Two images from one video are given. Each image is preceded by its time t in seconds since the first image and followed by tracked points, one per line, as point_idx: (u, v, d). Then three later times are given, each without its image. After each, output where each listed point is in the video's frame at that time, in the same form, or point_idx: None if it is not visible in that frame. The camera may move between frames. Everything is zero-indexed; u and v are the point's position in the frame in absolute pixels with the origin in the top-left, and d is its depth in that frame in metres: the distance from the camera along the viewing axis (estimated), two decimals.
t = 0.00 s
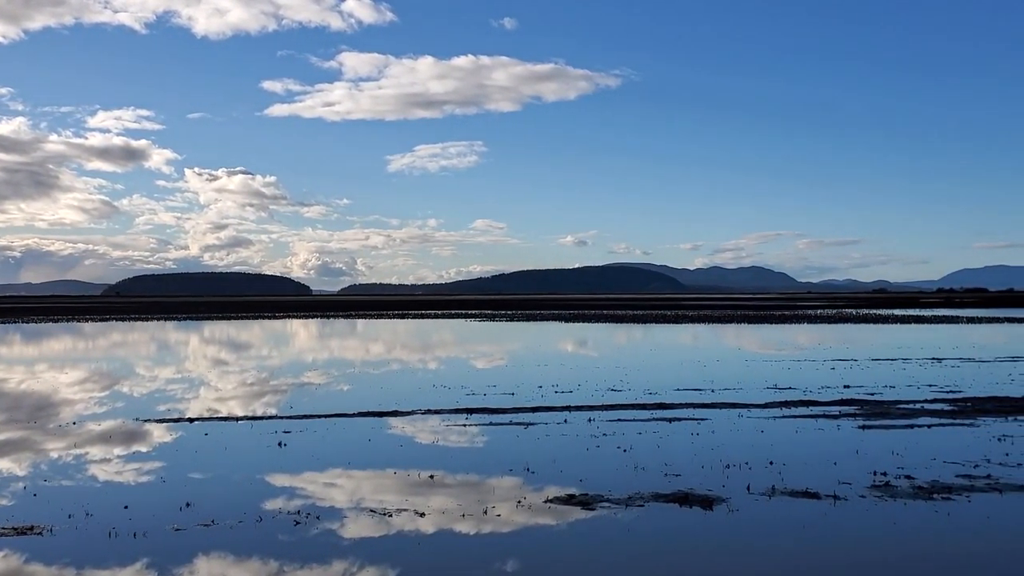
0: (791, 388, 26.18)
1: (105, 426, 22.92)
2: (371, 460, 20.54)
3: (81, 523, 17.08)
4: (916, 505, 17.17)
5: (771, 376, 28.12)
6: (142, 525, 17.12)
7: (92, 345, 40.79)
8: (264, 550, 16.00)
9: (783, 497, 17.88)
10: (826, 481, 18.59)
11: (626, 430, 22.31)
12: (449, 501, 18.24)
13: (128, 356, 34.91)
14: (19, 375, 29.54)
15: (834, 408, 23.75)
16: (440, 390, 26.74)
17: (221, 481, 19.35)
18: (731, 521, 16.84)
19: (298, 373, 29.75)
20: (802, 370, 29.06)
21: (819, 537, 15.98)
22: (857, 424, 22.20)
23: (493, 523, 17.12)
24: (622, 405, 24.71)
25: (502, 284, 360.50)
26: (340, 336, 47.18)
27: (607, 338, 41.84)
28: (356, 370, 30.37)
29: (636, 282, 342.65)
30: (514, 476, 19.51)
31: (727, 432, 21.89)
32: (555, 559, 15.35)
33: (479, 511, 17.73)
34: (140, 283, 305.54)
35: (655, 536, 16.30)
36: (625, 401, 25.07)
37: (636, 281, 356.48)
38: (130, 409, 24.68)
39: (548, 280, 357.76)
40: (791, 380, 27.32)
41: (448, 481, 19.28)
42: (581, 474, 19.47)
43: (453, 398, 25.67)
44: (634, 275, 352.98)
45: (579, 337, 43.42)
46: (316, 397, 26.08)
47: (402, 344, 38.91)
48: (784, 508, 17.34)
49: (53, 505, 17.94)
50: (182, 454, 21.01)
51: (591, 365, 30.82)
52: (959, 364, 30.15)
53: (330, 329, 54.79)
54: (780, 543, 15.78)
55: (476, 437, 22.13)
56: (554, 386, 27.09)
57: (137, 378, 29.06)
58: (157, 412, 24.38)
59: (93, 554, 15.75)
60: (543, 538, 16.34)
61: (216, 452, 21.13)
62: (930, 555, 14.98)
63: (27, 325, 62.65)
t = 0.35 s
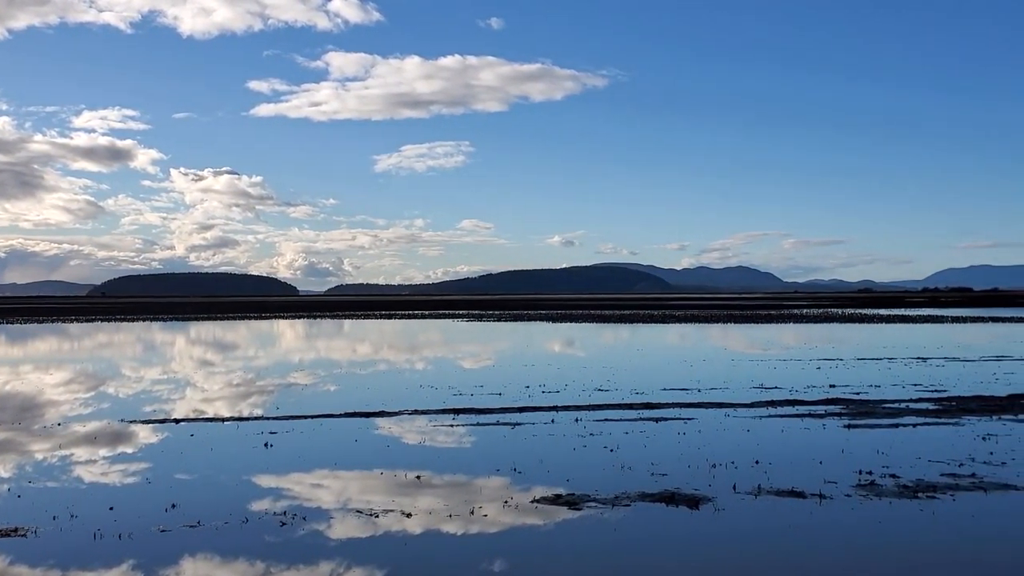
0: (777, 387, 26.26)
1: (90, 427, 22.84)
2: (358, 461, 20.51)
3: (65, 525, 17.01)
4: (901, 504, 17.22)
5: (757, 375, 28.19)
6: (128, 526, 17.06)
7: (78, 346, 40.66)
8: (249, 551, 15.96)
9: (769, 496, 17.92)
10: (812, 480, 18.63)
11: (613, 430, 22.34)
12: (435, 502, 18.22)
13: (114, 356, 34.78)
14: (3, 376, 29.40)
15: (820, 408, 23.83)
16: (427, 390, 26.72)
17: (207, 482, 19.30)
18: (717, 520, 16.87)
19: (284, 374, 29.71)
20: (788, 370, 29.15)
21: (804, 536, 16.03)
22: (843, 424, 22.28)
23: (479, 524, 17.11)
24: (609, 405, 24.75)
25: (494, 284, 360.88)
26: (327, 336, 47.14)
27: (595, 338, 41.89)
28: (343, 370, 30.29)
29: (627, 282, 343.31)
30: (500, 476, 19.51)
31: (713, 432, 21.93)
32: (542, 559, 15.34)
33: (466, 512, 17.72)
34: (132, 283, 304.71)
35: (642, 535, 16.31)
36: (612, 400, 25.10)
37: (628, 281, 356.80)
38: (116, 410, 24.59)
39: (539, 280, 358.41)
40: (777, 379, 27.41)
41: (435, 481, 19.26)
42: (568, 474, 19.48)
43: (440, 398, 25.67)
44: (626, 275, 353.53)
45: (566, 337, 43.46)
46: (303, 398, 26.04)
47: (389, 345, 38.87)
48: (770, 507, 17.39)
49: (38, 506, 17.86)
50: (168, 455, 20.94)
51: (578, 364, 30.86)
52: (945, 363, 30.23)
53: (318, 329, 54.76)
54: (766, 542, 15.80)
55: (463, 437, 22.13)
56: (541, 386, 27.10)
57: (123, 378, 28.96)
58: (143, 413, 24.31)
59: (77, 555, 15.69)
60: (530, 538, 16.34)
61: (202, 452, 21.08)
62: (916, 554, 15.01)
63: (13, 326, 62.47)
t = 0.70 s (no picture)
0: (764, 387, 26.32)
1: (77, 429, 22.74)
2: (346, 461, 20.48)
3: (51, 527, 16.93)
4: (887, 503, 17.26)
5: (744, 375, 28.26)
6: (114, 527, 16.99)
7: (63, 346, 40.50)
8: (236, 552, 15.90)
9: (756, 495, 17.95)
10: (798, 479, 18.66)
11: (600, 430, 22.36)
12: (423, 502, 18.21)
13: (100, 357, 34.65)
14: None
15: (807, 407, 23.90)
16: (414, 391, 26.70)
17: (194, 483, 19.24)
18: (704, 520, 16.88)
19: (271, 374, 29.65)
20: (775, 369, 29.24)
21: (792, 535, 16.04)
22: (829, 423, 22.34)
23: (467, 524, 17.09)
24: (596, 404, 24.77)
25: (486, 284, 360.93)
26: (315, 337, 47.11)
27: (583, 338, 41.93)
28: (330, 371, 30.26)
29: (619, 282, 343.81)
30: (488, 476, 19.50)
31: (700, 431, 21.96)
32: (530, 559, 15.33)
33: (454, 512, 17.71)
34: (122, 284, 303.52)
35: (629, 535, 16.32)
36: (599, 400, 25.13)
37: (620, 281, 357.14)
38: (102, 411, 24.49)
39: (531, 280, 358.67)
40: (763, 379, 27.49)
41: (423, 482, 19.25)
42: (555, 474, 19.48)
43: (427, 398, 25.65)
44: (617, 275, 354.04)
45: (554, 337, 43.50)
46: (290, 398, 25.99)
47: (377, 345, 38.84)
48: (757, 506, 17.42)
49: (23, 508, 17.77)
50: (155, 456, 20.86)
51: (566, 365, 30.89)
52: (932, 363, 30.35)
53: (305, 329, 54.73)
54: (753, 541, 15.82)
55: (451, 437, 22.13)
56: (529, 386, 27.10)
57: (109, 379, 28.84)
58: (129, 414, 24.22)
59: (63, 557, 15.60)
60: (518, 538, 16.33)
61: (188, 453, 21.01)
62: (902, 552, 15.04)
63: None
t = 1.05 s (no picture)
0: (749, 387, 26.41)
1: (61, 430, 22.64)
2: (332, 462, 20.45)
3: (35, 529, 16.84)
4: (871, 501, 17.33)
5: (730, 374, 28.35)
6: (98, 529, 16.92)
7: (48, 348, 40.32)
8: (222, 554, 15.85)
9: (741, 494, 18.00)
10: (783, 479, 18.72)
11: (586, 430, 22.39)
12: (409, 503, 18.19)
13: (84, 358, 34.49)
14: None
15: (792, 407, 23.99)
16: (401, 391, 26.68)
17: (179, 484, 19.18)
18: (690, 519, 16.91)
19: (257, 375, 29.58)
20: (760, 369, 29.35)
21: (777, 535, 16.08)
22: (814, 422, 22.43)
23: (454, 524, 17.08)
24: (583, 404, 24.81)
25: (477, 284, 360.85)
26: (300, 337, 46.98)
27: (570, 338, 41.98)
28: (317, 371, 30.21)
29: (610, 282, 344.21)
30: (474, 476, 19.50)
31: (686, 431, 22.02)
32: (516, 559, 15.33)
33: (440, 512, 17.70)
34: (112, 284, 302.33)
35: (616, 535, 16.32)
36: (585, 400, 25.17)
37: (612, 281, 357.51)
38: (87, 412, 24.39)
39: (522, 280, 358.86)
40: (749, 378, 27.59)
41: (409, 482, 19.23)
42: (542, 474, 19.50)
43: (414, 399, 25.64)
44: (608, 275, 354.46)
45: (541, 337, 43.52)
46: (276, 399, 25.95)
47: (363, 345, 38.77)
48: (742, 505, 17.47)
49: (6, 510, 17.67)
50: (140, 457, 20.78)
51: (552, 364, 30.93)
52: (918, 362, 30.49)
53: (291, 330, 54.60)
54: (738, 541, 15.84)
55: (438, 438, 22.12)
56: (515, 386, 27.10)
57: (94, 380, 28.72)
58: (114, 415, 24.11)
59: (46, 559, 15.52)
60: (504, 539, 16.33)
61: (174, 454, 20.94)
62: (887, 551, 15.10)
63: None
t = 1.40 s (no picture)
0: (733, 386, 26.49)
1: (44, 431, 22.54)
2: (316, 462, 20.42)
3: (16, 530, 16.75)
4: (854, 500, 17.40)
5: (714, 374, 28.43)
6: (80, 530, 16.85)
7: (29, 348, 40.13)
8: (205, 554, 15.80)
9: (725, 493, 18.05)
10: (766, 477, 18.79)
11: (571, 429, 22.42)
12: (394, 503, 18.17)
13: (67, 358, 34.33)
14: None
15: (776, 406, 24.08)
16: (386, 391, 26.66)
17: (162, 485, 19.12)
18: (674, 518, 16.94)
19: (241, 375, 29.50)
20: (743, 368, 29.45)
21: (760, 534, 16.12)
22: (797, 421, 22.52)
23: (438, 524, 17.06)
24: (567, 404, 24.84)
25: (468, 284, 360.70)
26: (285, 337, 46.87)
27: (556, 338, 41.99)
28: (301, 371, 30.14)
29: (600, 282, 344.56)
30: (459, 476, 19.50)
31: (670, 430, 22.08)
32: (500, 559, 15.34)
33: (424, 512, 17.70)
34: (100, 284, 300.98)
35: (599, 535, 16.34)
36: (570, 399, 25.21)
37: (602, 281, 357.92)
38: (69, 413, 24.29)
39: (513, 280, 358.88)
40: (732, 378, 27.68)
41: (394, 482, 19.21)
42: (526, 473, 19.51)
43: (398, 399, 25.62)
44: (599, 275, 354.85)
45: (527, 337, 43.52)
46: (260, 399, 25.89)
47: (348, 345, 38.70)
48: (726, 504, 17.52)
49: None
50: (123, 458, 20.70)
51: (537, 364, 30.96)
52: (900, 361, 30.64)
53: (276, 330, 54.44)
54: (721, 540, 15.88)
55: (422, 438, 22.12)
56: (500, 386, 27.11)
57: (76, 381, 28.59)
58: (97, 415, 24.02)
59: (28, 560, 15.44)
60: (488, 538, 16.33)
61: (157, 455, 20.87)
62: (869, 549, 15.17)
63: None
